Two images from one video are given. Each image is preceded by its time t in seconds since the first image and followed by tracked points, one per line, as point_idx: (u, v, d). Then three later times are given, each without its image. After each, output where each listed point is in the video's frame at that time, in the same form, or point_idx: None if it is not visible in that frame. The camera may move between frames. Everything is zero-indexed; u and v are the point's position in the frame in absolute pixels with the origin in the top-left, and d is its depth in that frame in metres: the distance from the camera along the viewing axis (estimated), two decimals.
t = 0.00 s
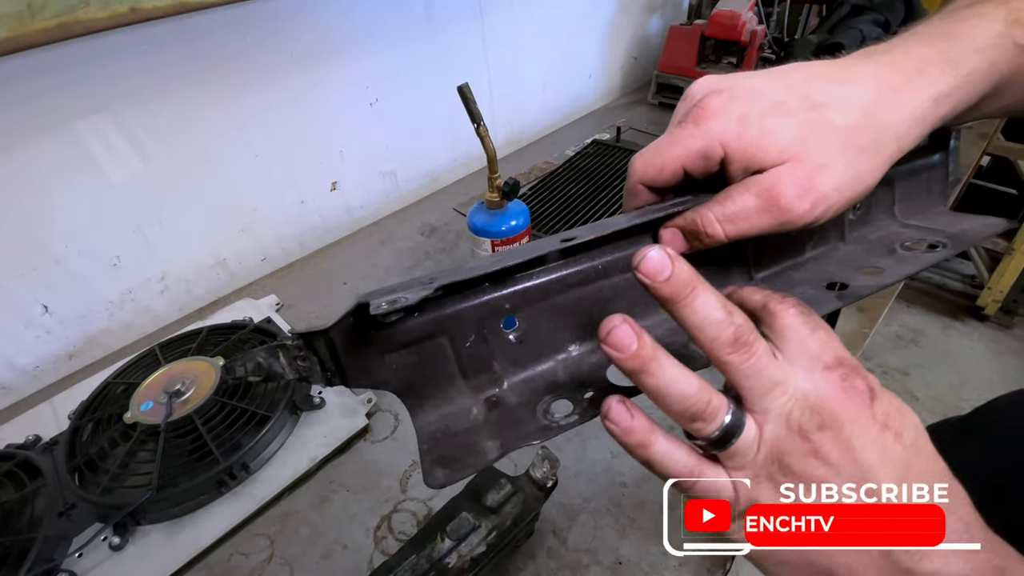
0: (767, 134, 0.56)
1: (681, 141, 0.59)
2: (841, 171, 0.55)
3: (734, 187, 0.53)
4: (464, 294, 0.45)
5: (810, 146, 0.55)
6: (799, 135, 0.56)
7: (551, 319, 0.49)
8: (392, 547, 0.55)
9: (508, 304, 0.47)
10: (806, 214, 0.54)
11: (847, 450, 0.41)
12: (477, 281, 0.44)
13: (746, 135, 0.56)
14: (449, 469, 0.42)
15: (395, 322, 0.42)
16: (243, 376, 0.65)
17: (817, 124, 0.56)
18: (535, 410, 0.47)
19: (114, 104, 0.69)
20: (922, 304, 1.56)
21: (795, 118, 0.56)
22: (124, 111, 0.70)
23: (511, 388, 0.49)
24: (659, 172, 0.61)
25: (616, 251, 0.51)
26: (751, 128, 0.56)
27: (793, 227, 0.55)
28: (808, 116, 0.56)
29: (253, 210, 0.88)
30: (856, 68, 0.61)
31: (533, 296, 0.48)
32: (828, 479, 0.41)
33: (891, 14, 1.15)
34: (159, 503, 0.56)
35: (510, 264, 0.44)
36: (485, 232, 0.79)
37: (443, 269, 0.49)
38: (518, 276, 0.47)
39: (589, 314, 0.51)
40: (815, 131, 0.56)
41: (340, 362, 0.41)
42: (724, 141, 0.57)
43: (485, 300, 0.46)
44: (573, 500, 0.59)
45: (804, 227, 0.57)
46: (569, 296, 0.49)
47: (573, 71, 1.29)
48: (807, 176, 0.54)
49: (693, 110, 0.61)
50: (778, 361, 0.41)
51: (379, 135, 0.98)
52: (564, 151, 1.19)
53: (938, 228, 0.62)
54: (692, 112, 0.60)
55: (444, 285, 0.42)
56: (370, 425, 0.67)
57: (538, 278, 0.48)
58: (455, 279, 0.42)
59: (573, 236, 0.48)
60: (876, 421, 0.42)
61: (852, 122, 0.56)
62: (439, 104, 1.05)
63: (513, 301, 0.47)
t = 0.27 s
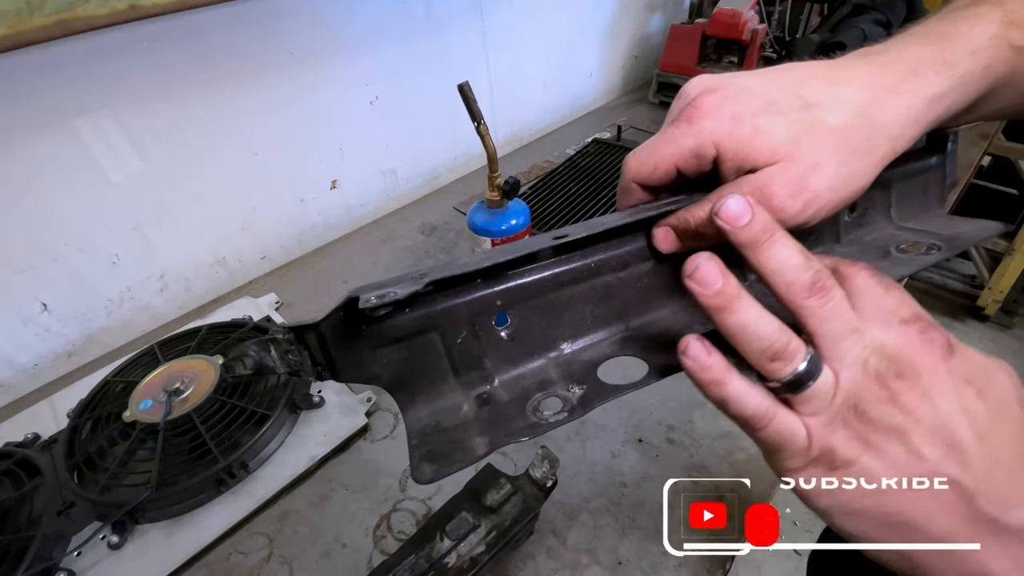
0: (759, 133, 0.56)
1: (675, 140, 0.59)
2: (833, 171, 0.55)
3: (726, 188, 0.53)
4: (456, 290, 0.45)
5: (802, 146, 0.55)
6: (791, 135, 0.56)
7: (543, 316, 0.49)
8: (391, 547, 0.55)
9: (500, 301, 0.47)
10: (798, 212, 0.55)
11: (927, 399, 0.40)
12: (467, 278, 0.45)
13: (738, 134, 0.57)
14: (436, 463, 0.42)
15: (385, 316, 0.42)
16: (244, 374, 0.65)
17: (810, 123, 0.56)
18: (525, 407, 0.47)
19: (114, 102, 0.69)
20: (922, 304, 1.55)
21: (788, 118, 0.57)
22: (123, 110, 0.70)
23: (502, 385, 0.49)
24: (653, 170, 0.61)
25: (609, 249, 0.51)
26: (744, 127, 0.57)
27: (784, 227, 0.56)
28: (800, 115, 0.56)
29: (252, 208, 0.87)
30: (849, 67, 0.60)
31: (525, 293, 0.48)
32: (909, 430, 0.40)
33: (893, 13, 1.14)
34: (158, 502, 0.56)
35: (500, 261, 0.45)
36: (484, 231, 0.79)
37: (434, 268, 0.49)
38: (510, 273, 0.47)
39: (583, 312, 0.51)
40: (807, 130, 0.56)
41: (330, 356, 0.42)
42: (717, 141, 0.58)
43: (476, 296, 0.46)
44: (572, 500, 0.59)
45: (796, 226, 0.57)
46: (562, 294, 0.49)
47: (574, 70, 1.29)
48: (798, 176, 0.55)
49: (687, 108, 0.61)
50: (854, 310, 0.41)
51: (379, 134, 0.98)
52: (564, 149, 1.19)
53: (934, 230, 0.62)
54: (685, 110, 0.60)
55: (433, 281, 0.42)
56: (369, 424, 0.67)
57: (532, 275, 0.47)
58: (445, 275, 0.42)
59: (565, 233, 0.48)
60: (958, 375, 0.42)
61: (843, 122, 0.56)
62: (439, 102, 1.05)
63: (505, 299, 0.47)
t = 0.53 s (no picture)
0: (751, 136, 0.56)
1: (667, 142, 0.59)
2: (823, 175, 0.56)
3: (717, 189, 0.53)
4: (450, 291, 0.45)
5: (792, 149, 0.55)
6: (782, 138, 0.56)
7: (538, 316, 0.49)
8: (388, 548, 0.55)
9: (495, 301, 0.47)
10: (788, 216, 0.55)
11: (985, 392, 0.42)
12: (461, 279, 0.45)
13: (730, 137, 0.56)
14: (431, 458, 0.42)
15: (379, 317, 0.43)
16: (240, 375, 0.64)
17: (801, 126, 0.56)
18: (518, 406, 0.46)
19: (110, 101, 0.69)
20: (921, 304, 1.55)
21: (778, 121, 0.56)
22: (119, 108, 0.69)
23: (497, 382, 0.48)
24: (646, 172, 0.61)
25: (605, 249, 0.51)
26: (736, 129, 0.57)
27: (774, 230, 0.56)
28: (790, 118, 0.56)
29: (250, 207, 0.87)
30: (843, 69, 0.60)
31: (519, 294, 0.47)
32: (965, 422, 0.42)
33: (892, 13, 1.14)
34: (154, 502, 0.56)
35: (495, 261, 0.44)
36: (482, 231, 0.79)
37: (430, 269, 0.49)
38: (504, 274, 0.47)
39: (578, 312, 0.51)
40: (798, 134, 0.56)
41: (327, 354, 0.42)
42: (708, 143, 0.57)
43: (469, 298, 0.46)
44: (570, 501, 0.59)
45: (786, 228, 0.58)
46: (556, 294, 0.49)
47: (573, 69, 1.29)
48: (788, 180, 0.55)
49: (680, 110, 0.61)
50: (899, 306, 0.41)
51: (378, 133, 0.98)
52: (563, 149, 1.19)
53: (928, 232, 0.63)
54: (678, 112, 0.60)
55: (426, 282, 0.42)
56: (365, 425, 0.67)
57: (527, 275, 0.47)
58: (439, 275, 0.42)
59: (559, 234, 0.48)
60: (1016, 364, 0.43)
61: (836, 125, 0.56)
62: (439, 101, 1.04)
63: (500, 299, 0.47)
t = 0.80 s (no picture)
0: (759, 122, 0.57)
1: (678, 130, 0.60)
2: (833, 160, 0.55)
3: (726, 175, 0.54)
4: (464, 273, 0.46)
5: (799, 135, 0.56)
6: (790, 125, 0.56)
7: (547, 303, 0.49)
8: (387, 549, 0.55)
9: (506, 287, 0.47)
10: (799, 201, 0.54)
11: None
12: (475, 260, 0.45)
13: (739, 123, 0.57)
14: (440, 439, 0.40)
15: (395, 294, 0.43)
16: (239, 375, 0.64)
17: (808, 113, 0.57)
18: (528, 389, 0.45)
19: (108, 101, 0.68)
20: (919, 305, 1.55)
21: (786, 108, 0.57)
22: (117, 109, 0.69)
23: (505, 369, 0.47)
24: (656, 161, 0.62)
25: (613, 238, 0.52)
26: (744, 116, 0.58)
27: (784, 216, 0.55)
28: (797, 106, 0.57)
29: (249, 208, 0.87)
30: (845, 61, 0.61)
31: (530, 279, 0.48)
32: None
33: (890, 13, 1.15)
34: (152, 504, 0.56)
35: (508, 242, 0.45)
36: (481, 231, 0.79)
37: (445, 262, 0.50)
38: (516, 258, 0.47)
39: (586, 302, 0.51)
40: (805, 120, 0.56)
41: (338, 336, 0.42)
42: (718, 129, 0.58)
43: (482, 280, 0.46)
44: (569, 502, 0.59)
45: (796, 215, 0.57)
46: (565, 282, 0.50)
47: (572, 69, 1.29)
48: (796, 164, 0.54)
49: (690, 99, 0.62)
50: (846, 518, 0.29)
51: (377, 133, 0.98)
52: (562, 149, 1.19)
53: (934, 228, 0.60)
54: (688, 101, 0.62)
55: (442, 261, 0.43)
56: (364, 426, 0.67)
57: (537, 260, 0.48)
58: (453, 255, 0.43)
59: (569, 218, 0.49)
60: None
61: (842, 113, 0.57)
62: (438, 102, 1.04)
63: (511, 284, 0.47)
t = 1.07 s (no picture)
0: (777, 136, 0.56)
1: (695, 143, 0.59)
2: (851, 172, 0.55)
3: (744, 189, 0.54)
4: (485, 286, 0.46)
5: (817, 150, 0.55)
6: (808, 138, 0.56)
7: (567, 315, 0.50)
8: (388, 552, 0.55)
9: (526, 299, 0.47)
10: (818, 214, 0.54)
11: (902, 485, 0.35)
12: (496, 273, 0.45)
13: (758, 136, 0.57)
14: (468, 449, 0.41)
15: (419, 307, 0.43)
16: (240, 378, 0.65)
17: (826, 127, 0.56)
18: (550, 401, 0.45)
19: (110, 105, 0.69)
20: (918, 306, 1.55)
21: (803, 123, 0.57)
22: (119, 112, 0.70)
23: (526, 382, 0.48)
24: (674, 174, 0.61)
25: (632, 249, 0.52)
26: (763, 129, 0.57)
27: (803, 228, 0.55)
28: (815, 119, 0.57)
29: (250, 210, 0.87)
30: (859, 77, 0.61)
31: (550, 291, 0.48)
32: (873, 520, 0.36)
33: (890, 16, 1.15)
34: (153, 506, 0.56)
35: (530, 256, 0.46)
36: (482, 234, 0.79)
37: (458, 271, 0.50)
38: (536, 271, 0.48)
39: (603, 311, 0.51)
40: (823, 134, 0.56)
41: (363, 347, 0.42)
42: (737, 143, 0.57)
43: (503, 293, 0.46)
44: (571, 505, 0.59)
45: (813, 228, 0.57)
46: (584, 293, 0.50)
47: (573, 72, 1.29)
48: (815, 178, 0.54)
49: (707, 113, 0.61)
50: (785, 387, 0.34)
51: (378, 135, 0.98)
52: (563, 151, 1.19)
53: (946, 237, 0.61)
54: (706, 115, 0.60)
55: (466, 275, 0.43)
56: (365, 428, 0.67)
57: (557, 272, 0.48)
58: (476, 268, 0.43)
59: (589, 231, 0.49)
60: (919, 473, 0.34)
61: (859, 126, 0.56)
62: (439, 104, 1.05)
63: (531, 296, 0.48)
